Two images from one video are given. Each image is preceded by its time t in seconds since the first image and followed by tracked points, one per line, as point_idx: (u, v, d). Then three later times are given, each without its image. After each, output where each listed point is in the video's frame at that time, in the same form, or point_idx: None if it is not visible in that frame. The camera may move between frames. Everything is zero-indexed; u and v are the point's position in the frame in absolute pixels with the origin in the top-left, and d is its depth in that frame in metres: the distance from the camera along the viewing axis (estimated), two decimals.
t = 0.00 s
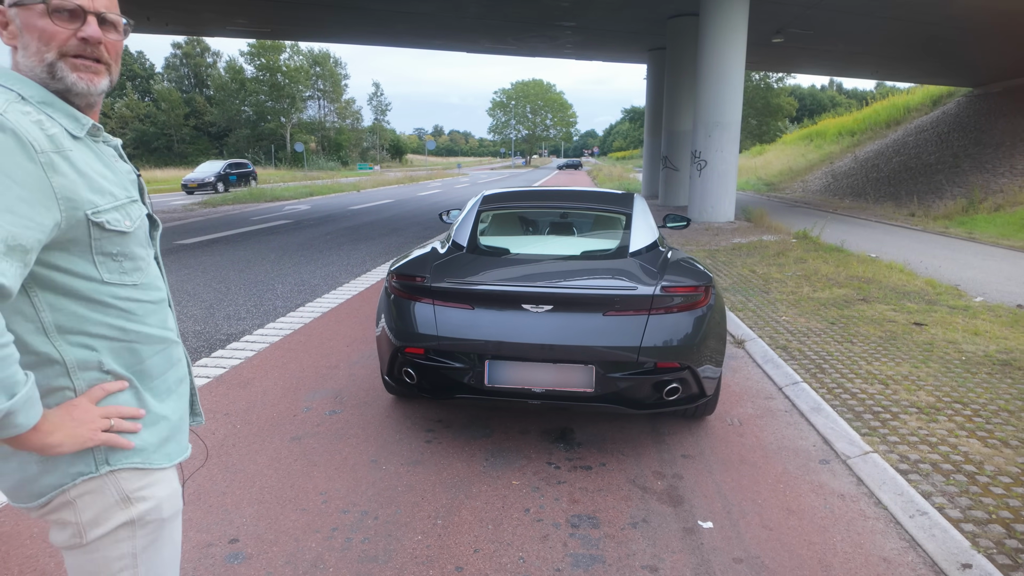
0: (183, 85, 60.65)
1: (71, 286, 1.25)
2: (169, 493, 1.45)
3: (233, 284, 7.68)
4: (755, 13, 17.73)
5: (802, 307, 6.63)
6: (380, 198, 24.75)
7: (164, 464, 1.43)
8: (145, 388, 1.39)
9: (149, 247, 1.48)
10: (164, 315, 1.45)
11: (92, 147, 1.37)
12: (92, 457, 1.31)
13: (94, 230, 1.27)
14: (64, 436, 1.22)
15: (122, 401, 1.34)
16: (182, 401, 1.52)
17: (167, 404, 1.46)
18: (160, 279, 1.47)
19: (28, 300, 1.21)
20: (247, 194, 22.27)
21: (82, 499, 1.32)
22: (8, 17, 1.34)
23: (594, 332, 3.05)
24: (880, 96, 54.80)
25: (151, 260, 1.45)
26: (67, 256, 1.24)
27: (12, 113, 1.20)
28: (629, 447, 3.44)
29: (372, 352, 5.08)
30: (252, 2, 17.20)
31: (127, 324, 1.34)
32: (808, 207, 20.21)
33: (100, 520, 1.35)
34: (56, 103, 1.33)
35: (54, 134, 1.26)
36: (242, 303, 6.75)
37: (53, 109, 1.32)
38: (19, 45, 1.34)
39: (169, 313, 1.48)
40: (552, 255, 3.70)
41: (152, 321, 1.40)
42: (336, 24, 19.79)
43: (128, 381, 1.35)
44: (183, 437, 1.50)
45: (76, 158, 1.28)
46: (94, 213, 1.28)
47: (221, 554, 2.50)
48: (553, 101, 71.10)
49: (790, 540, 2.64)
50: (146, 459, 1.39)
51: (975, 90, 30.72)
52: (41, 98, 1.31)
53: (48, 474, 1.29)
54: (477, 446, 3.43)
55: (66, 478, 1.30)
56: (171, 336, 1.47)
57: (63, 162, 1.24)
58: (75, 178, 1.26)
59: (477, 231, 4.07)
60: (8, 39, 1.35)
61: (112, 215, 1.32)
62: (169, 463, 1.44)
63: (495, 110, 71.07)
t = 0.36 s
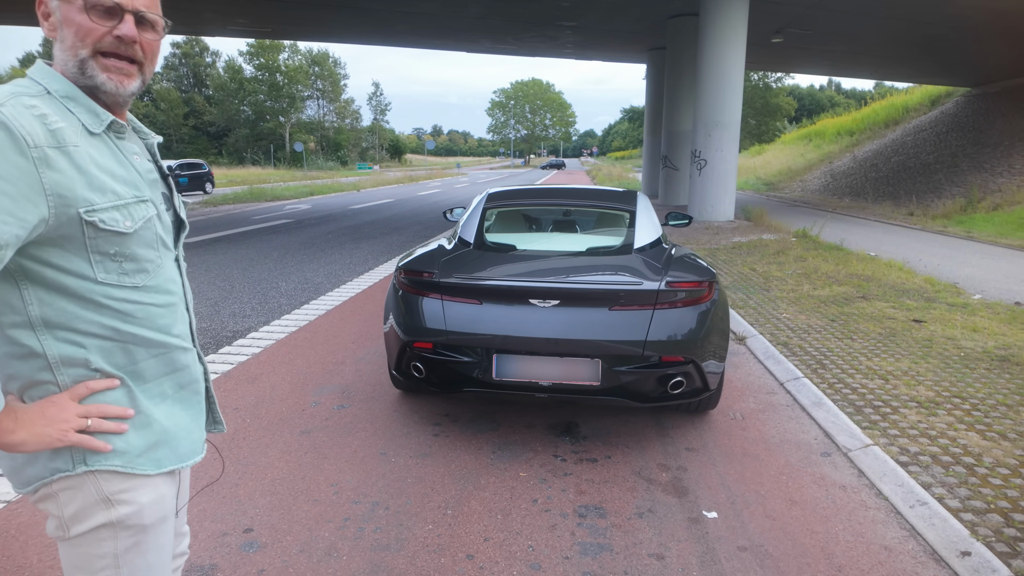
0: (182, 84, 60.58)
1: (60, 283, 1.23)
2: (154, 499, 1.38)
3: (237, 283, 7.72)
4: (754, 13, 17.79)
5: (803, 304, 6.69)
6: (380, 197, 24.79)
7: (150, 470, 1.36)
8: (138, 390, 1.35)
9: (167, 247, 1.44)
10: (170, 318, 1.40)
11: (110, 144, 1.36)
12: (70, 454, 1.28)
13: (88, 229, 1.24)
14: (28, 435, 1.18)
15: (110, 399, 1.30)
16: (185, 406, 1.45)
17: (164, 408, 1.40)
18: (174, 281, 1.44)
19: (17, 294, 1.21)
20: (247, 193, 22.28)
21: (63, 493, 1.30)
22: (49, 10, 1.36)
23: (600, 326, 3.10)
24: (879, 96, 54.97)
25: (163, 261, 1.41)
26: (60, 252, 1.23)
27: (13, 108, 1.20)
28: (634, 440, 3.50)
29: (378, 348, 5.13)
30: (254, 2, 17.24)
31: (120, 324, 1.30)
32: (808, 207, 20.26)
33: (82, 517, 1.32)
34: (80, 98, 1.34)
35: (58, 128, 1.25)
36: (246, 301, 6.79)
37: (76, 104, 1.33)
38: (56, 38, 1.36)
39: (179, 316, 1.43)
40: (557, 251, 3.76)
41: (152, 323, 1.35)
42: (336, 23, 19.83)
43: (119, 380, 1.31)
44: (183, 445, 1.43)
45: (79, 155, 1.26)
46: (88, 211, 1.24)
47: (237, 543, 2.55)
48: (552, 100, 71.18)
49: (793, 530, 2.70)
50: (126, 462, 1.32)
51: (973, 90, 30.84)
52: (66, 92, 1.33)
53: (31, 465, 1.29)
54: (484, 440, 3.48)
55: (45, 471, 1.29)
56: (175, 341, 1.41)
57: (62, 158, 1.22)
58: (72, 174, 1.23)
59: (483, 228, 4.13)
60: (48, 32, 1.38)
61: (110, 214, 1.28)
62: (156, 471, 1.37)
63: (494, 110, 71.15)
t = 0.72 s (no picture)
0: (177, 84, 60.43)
1: (80, 297, 1.22)
2: (172, 509, 1.40)
3: (239, 283, 7.75)
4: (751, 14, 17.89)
5: (800, 304, 6.77)
6: (377, 198, 24.81)
7: (169, 481, 1.37)
8: (155, 401, 1.35)
9: (180, 258, 1.43)
10: (185, 328, 1.39)
11: (126, 154, 1.33)
12: (91, 469, 1.29)
13: (110, 242, 1.23)
14: (53, 453, 1.17)
15: (128, 412, 1.31)
16: (198, 415, 1.45)
17: (180, 418, 1.40)
18: (187, 291, 1.43)
19: (36, 309, 1.19)
20: (245, 194, 22.25)
21: (84, 506, 1.32)
22: (155, 42, 1.35)
23: (605, 325, 3.17)
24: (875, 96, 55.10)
25: (178, 271, 1.40)
26: (81, 266, 1.21)
27: (34, 120, 1.16)
28: (637, 437, 3.56)
29: (381, 347, 5.19)
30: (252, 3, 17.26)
31: (138, 337, 1.29)
32: (804, 207, 20.40)
33: (102, 528, 1.34)
34: (96, 106, 1.30)
35: (79, 141, 1.22)
36: (250, 301, 6.84)
37: (91, 113, 1.29)
38: (155, 70, 1.37)
39: (193, 325, 1.43)
40: (562, 251, 3.82)
41: (170, 336, 1.35)
42: (335, 24, 19.86)
43: (136, 393, 1.31)
44: (198, 453, 1.44)
45: (100, 167, 1.23)
46: (111, 224, 1.23)
47: (251, 537, 2.60)
48: (549, 101, 71.36)
49: (794, 523, 2.77)
50: (147, 474, 1.34)
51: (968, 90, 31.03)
52: (81, 101, 1.28)
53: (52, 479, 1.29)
54: (490, 437, 3.54)
55: (67, 485, 1.30)
56: (189, 350, 1.41)
57: (84, 170, 1.20)
58: (94, 188, 1.21)
59: (487, 228, 4.19)
60: (140, 57, 1.34)
61: (132, 226, 1.27)
62: (174, 481, 1.38)
63: (491, 110, 71.24)
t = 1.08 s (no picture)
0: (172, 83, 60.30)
1: (96, 302, 1.16)
2: (180, 519, 1.36)
3: (239, 282, 7.77)
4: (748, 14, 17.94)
5: (798, 301, 6.82)
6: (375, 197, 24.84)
7: (179, 490, 1.34)
8: (163, 409, 1.30)
9: (178, 260, 1.40)
10: (189, 331, 1.36)
11: (130, 151, 1.28)
12: (106, 484, 1.23)
13: (129, 242, 1.19)
14: (79, 468, 1.12)
15: (140, 422, 1.25)
16: (200, 420, 1.42)
17: (186, 424, 1.37)
18: (187, 294, 1.39)
19: (51, 317, 1.12)
20: (242, 193, 22.24)
21: (92, 523, 1.25)
22: (148, 33, 1.28)
23: (607, 322, 3.20)
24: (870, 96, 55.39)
25: (179, 273, 1.37)
26: (97, 269, 1.15)
27: (58, 116, 1.11)
28: (639, 433, 3.60)
29: (382, 345, 5.21)
30: (250, 2, 17.26)
31: (150, 342, 1.25)
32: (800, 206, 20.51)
33: (110, 543, 1.28)
34: (98, 103, 1.22)
35: (98, 137, 1.16)
36: (251, 300, 6.87)
37: (94, 109, 1.21)
38: (146, 62, 1.29)
39: (194, 329, 1.40)
40: (563, 249, 3.85)
41: (177, 338, 1.32)
42: (332, 23, 19.86)
43: (146, 402, 1.26)
44: (203, 459, 1.41)
45: (117, 165, 1.19)
46: (131, 224, 1.20)
47: (258, 532, 2.63)
48: (545, 100, 71.47)
49: (795, 517, 2.80)
50: (161, 484, 1.30)
51: (962, 90, 31.20)
52: (83, 97, 1.20)
53: (62, 498, 1.21)
54: (493, 433, 3.56)
55: (79, 504, 1.22)
56: (193, 354, 1.38)
57: (105, 169, 1.15)
58: (115, 187, 1.17)
59: (489, 226, 4.23)
60: (133, 46, 1.26)
61: (149, 227, 1.24)
62: (184, 489, 1.35)
63: (487, 109, 71.32)
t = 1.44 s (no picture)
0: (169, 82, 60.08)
1: (93, 304, 1.14)
2: (176, 527, 1.34)
3: (239, 280, 7.77)
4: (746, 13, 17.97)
5: (797, 299, 6.85)
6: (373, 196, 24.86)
7: (174, 497, 1.31)
8: (158, 414, 1.29)
9: (176, 262, 1.38)
10: (186, 335, 1.35)
11: (130, 146, 1.26)
12: (99, 492, 1.21)
13: (128, 241, 1.17)
14: (72, 476, 1.10)
15: (134, 428, 1.24)
16: (195, 424, 1.40)
17: (181, 429, 1.35)
18: (184, 296, 1.38)
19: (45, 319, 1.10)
20: (240, 192, 22.21)
21: (85, 532, 1.23)
22: (149, 21, 1.26)
23: (611, 319, 3.21)
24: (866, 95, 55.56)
25: (177, 274, 1.35)
26: (95, 268, 1.14)
27: (62, 108, 1.10)
28: (641, 430, 3.61)
29: (384, 343, 5.22)
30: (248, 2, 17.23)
31: (147, 345, 1.24)
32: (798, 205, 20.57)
33: (103, 552, 1.26)
34: (98, 95, 1.21)
35: (100, 132, 1.15)
36: (251, 298, 6.86)
37: (94, 102, 1.20)
38: (146, 51, 1.28)
39: (190, 331, 1.39)
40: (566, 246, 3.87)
41: (174, 341, 1.30)
42: (330, 22, 19.82)
43: (141, 406, 1.24)
44: (198, 466, 1.38)
45: (119, 161, 1.17)
46: (132, 223, 1.18)
47: (264, 529, 2.63)
48: (543, 100, 71.47)
49: (798, 512, 2.82)
50: (156, 492, 1.28)
51: (959, 89, 31.32)
52: (83, 88, 1.19)
53: (53, 508, 1.19)
54: (496, 431, 3.57)
55: (71, 513, 1.20)
56: (188, 358, 1.36)
57: (107, 165, 1.14)
58: (116, 184, 1.15)
59: (492, 224, 4.23)
60: (134, 34, 1.25)
61: (150, 225, 1.23)
62: (179, 497, 1.32)
63: (485, 109, 71.32)
